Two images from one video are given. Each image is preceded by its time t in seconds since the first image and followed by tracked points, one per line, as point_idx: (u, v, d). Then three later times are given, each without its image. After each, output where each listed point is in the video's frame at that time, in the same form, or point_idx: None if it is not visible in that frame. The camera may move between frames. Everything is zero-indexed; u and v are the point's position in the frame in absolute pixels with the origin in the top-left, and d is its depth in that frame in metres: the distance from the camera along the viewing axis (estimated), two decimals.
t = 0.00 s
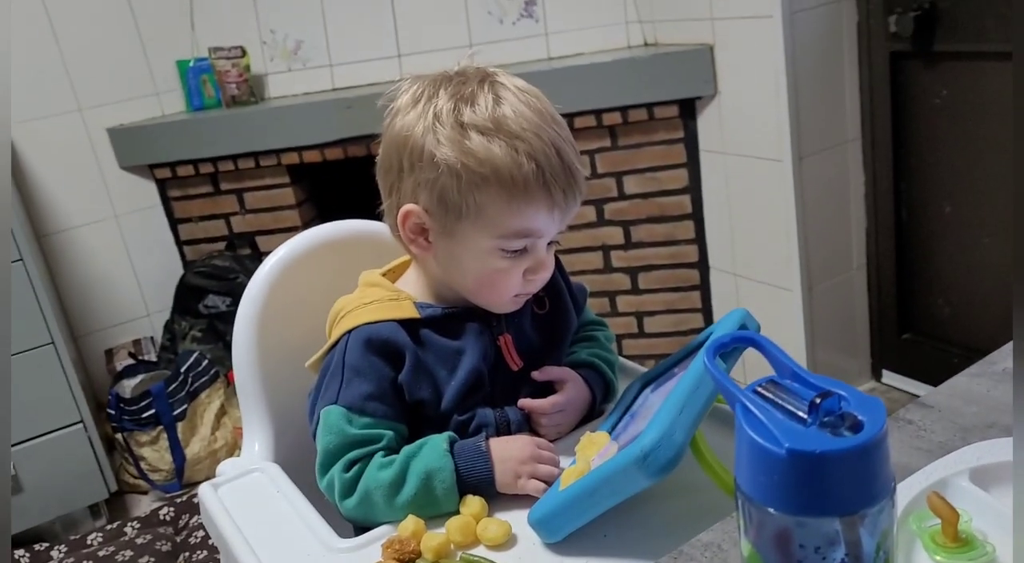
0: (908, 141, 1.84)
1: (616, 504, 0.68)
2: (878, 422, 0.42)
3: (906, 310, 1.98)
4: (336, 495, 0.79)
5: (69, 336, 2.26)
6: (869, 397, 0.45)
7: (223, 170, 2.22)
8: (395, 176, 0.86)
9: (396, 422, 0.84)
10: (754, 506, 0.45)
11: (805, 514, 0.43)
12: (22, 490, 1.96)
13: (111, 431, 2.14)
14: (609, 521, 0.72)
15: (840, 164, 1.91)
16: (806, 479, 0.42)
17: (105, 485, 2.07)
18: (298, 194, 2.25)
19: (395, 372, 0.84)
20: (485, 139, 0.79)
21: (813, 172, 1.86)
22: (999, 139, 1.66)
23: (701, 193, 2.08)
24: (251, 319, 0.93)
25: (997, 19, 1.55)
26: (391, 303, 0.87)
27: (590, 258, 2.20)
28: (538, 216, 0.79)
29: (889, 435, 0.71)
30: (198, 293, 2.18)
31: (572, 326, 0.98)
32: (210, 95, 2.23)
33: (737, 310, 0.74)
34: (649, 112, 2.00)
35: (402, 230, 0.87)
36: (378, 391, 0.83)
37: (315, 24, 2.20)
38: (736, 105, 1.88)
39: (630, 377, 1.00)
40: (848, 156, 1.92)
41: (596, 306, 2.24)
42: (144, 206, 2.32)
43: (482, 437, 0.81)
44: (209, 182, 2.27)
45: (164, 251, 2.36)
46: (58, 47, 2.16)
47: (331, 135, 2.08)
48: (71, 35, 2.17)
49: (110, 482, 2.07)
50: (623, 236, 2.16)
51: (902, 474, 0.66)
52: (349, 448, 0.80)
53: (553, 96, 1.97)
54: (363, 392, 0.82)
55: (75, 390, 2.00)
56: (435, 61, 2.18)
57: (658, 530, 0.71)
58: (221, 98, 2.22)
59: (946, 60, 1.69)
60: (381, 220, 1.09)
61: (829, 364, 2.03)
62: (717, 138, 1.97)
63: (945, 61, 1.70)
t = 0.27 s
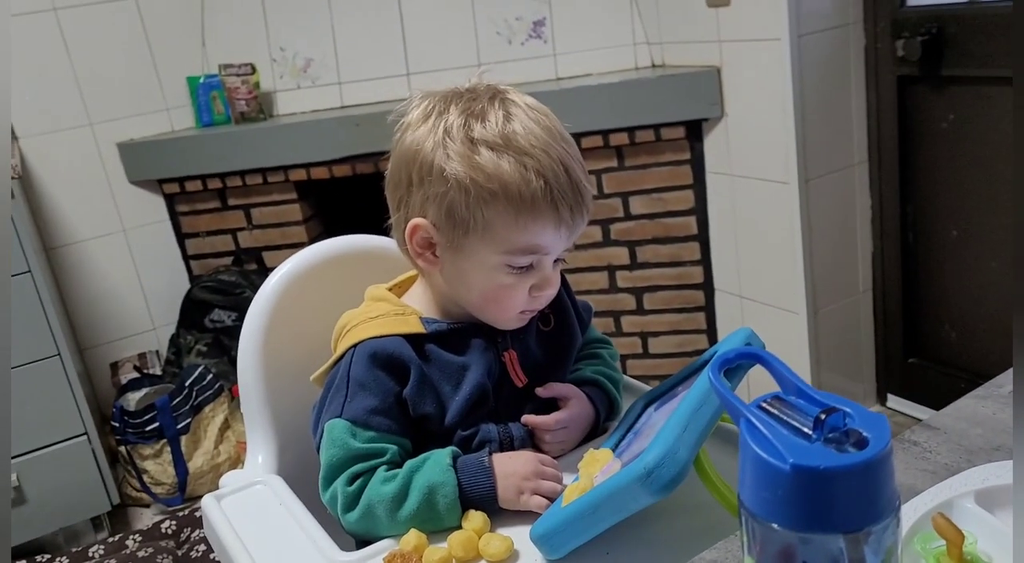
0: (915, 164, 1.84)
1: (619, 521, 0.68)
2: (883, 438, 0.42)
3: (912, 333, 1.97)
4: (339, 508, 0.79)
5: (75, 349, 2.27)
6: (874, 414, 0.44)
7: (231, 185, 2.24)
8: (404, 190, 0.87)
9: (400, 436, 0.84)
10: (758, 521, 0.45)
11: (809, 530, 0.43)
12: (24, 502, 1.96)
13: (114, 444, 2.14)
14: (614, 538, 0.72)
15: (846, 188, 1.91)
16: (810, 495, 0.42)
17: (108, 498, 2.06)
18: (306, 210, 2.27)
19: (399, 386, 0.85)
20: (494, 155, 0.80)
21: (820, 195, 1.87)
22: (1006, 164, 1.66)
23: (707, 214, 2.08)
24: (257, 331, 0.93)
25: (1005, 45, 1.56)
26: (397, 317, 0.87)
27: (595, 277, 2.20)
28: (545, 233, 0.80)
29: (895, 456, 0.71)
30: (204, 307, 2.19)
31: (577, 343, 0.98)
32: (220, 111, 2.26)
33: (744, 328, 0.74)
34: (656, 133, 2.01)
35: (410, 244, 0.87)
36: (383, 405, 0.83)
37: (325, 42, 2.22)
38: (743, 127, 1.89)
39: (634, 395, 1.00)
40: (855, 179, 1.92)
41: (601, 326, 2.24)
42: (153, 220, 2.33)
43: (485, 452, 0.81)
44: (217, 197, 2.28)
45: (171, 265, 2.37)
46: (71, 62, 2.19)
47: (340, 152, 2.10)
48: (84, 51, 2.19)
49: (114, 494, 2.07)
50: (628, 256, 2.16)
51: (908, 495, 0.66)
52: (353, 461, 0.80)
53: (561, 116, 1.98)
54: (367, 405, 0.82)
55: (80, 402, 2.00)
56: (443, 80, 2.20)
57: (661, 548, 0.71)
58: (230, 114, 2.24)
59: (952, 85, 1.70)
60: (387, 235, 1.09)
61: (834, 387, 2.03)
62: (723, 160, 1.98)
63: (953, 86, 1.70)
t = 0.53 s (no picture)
0: (917, 169, 1.84)
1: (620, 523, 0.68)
2: (884, 444, 0.43)
3: (913, 338, 1.97)
4: (340, 509, 0.79)
5: (78, 348, 2.27)
6: (875, 420, 0.45)
7: (235, 185, 2.24)
8: (407, 191, 0.87)
9: (401, 438, 0.84)
10: (758, 526, 0.45)
11: (810, 535, 0.43)
12: (26, 500, 1.97)
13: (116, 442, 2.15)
14: (615, 541, 0.72)
15: (848, 192, 1.92)
16: (811, 500, 0.42)
17: (110, 497, 2.07)
18: (309, 211, 2.27)
19: (401, 388, 0.85)
20: (497, 157, 0.81)
21: (822, 199, 1.87)
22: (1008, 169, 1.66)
23: (709, 217, 2.09)
24: (259, 332, 0.94)
25: (1007, 50, 1.56)
26: (399, 319, 0.88)
27: (597, 279, 2.21)
28: (547, 236, 0.80)
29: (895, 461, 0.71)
30: (207, 306, 2.20)
31: (578, 346, 0.98)
32: (225, 112, 2.26)
33: (744, 331, 0.75)
34: (658, 137, 2.01)
35: (412, 245, 0.88)
36: (384, 407, 0.83)
37: (329, 44, 2.23)
38: (745, 131, 1.90)
39: (635, 398, 1.01)
40: (857, 184, 1.92)
41: (602, 328, 2.25)
42: (156, 220, 2.33)
43: (486, 455, 0.81)
44: (221, 197, 2.29)
45: (174, 265, 2.38)
46: (76, 62, 2.19)
47: (343, 153, 2.10)
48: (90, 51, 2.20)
49: (116, 493, 2.08)
50: (630, 259, 2.16)
51: (908, 500, 0.66)
52: (354, 463, 0.81)
53: (564, 119, 1.98)
54: (369, 407, 0.82)
55: (82, 401, 2.01)
56: (447, 82, 2.21)
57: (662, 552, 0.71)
58: (234, 115, 2.25)
59: (954, 90, 1.71)
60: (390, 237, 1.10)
61: (834, 391, 2.03)
62: (726, 163, 1.98)
63: (955, 91, 1.71)
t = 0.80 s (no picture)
0: (919, 162, 1.84)
1: (619, 519, 0.68)
2: (884, 442, 0.42)
3: (914, 331, 1.97)
4: (338, 505, 0.79)
5: (79, 341, 2.27)
6: (875, 417, 0.44)
7: (235, 178, 2.24)
8: (406, 184, 0.87)
9: (401, 433, 0.84)
10: (757, 524, 0.45)
11: (809, 534, 0.43)
12: (26, 493, 1.97)
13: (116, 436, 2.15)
14: (615, 536, 0.72)
15: (850, 185, 1.91)
16: (811, 498, 0.42)
17: (111, 490, 2.07)
18: (309, 203, 2.27)
19: (401, 383, 0.85)
20: (498, 150, 0.80)
21: (823, 192, 1.86)
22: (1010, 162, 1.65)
23: (710, 209, 2.08)
24: (258, 326, 0.94)
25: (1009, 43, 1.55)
26: (399, 314, 0.87)
27: (598, 273, 2.20)
28: (547, 230, 0.80)
29: (896, 456, 0.71)
30: (207, 299, 2.20)
31: (579, 340, 0.98)
32: (224, 104, 2.26)
33: (745, 326, 0.74)
34: (659, 130, 2.00)
35: (412, 238, 0.87)
36: (384, 401, 0.83)
37: (329, 36, 2.22)
38: (747, 124, 1.89)
39: (635, 392, 1.00)
40: (858, 177, 1.92)
41: (602, 321, 2.25)
42: (157, 213, 2.33)
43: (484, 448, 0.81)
44: (221, 190, 2.28)
45: (174, 258, 2.38)
46: (74, 55, 2.19)
47: (343, 146, 2.09)
48: (88, 44, 2.19)
49: (116, 486, 2.08)
50: (631, 252, 2.16)
51: (909, 496, 0.66)
52: (354, 458, 0.80)
53: (565, 112, 1.98)
54: (369, 402, 0.82)
55: (82, 394, 2.01)
56: (447, 75, 2.20)
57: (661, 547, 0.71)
58: (234, 107, 2.24)
59: (957, 83, 1.69)
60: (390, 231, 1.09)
61: (836, 384, 2.03)
62: (727, 155, 1.97)
63: (957, 84, 1.70)
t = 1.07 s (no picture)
0: (920, 164, 1.84)
1: (616, 521, 0.69)
2: (876, 445, 0.43)
3: (915, 333, 1.97)
4: (339, 506, 0.80)
5: (82, 342, 2.28)
6: (867, 421, 0.45)
7: (237, 180, 2.25)
8: (407, 188, 0.87)
9: (400, 435, 0.85)
10: (752, 526, 0.45)
11: (803, 537, 0.43)
12: (30, 494, 1.98)
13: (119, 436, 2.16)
14: (612, 538, 0.72)
15: (851, 186, 1.91)
16: (804, 502, 0.43)
17: (114, 491, 2.08)
18: (311, 205, 2.28)
19: (401, 385, 0.85)
20: (500, 156, 0.81)
21: (823, 193, 1.86)
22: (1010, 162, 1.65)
23: (711, 211, 2.09)
24: (259, 328, 0.94)
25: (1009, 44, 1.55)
26: (398, 316, 0.88)
27: (599, 274, 2.21)
28: (547, 235, 0.80)
29: (893, 459, 0.72)
30: (210, 301, 2.21)
31: (577, 343, 0.99)
32: (227, 106, 2.26)
33: (742, 329, 0.75)
34: (659, 131, 2.01)
35: (412, 242, 0.88)
36: (384, 403, 0.84)
37: (331, 38, 2.23)
38: (748, 125, 1.89)
39: (633, 394, 1.01)
40: (859, 179, 1.92)
41: (603, 322, 2.25)
42: (159, 215, 2.34)
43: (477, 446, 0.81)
44: (223, 192, 2.29)
45: (177, 259, 2.39)
46: (78, 57, 2.19)
47: (345, 148, 2.10)
48: (92, 46, 2.20)
49: (119, 487, 2.09)
50: (631, 254, 2.17)
51: (905, 499, 0.66)
52: (354, 460, 0.81)
53: (566, 114, 1.98)
54: (369, 404, 0.83)
55: (86, 395, 2.02)
56: (449, 77, 2.20)
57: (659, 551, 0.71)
58: (236, 110, 2.25)
59: (957, 84, 1.70)
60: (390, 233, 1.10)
61: (836, 386, 2.03)
62: (727, 157, 1.98)
63: (957, 85, 1.70)
